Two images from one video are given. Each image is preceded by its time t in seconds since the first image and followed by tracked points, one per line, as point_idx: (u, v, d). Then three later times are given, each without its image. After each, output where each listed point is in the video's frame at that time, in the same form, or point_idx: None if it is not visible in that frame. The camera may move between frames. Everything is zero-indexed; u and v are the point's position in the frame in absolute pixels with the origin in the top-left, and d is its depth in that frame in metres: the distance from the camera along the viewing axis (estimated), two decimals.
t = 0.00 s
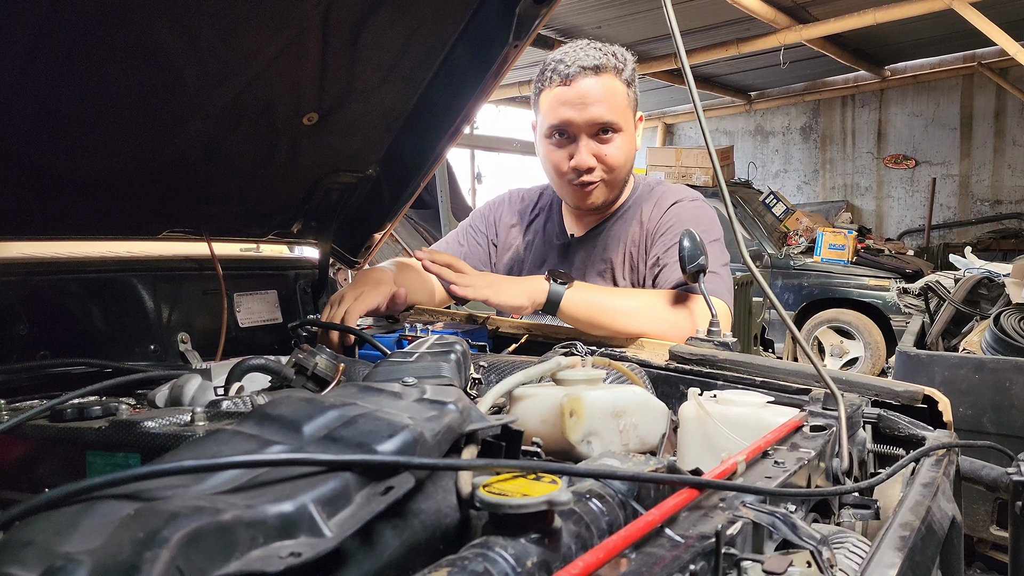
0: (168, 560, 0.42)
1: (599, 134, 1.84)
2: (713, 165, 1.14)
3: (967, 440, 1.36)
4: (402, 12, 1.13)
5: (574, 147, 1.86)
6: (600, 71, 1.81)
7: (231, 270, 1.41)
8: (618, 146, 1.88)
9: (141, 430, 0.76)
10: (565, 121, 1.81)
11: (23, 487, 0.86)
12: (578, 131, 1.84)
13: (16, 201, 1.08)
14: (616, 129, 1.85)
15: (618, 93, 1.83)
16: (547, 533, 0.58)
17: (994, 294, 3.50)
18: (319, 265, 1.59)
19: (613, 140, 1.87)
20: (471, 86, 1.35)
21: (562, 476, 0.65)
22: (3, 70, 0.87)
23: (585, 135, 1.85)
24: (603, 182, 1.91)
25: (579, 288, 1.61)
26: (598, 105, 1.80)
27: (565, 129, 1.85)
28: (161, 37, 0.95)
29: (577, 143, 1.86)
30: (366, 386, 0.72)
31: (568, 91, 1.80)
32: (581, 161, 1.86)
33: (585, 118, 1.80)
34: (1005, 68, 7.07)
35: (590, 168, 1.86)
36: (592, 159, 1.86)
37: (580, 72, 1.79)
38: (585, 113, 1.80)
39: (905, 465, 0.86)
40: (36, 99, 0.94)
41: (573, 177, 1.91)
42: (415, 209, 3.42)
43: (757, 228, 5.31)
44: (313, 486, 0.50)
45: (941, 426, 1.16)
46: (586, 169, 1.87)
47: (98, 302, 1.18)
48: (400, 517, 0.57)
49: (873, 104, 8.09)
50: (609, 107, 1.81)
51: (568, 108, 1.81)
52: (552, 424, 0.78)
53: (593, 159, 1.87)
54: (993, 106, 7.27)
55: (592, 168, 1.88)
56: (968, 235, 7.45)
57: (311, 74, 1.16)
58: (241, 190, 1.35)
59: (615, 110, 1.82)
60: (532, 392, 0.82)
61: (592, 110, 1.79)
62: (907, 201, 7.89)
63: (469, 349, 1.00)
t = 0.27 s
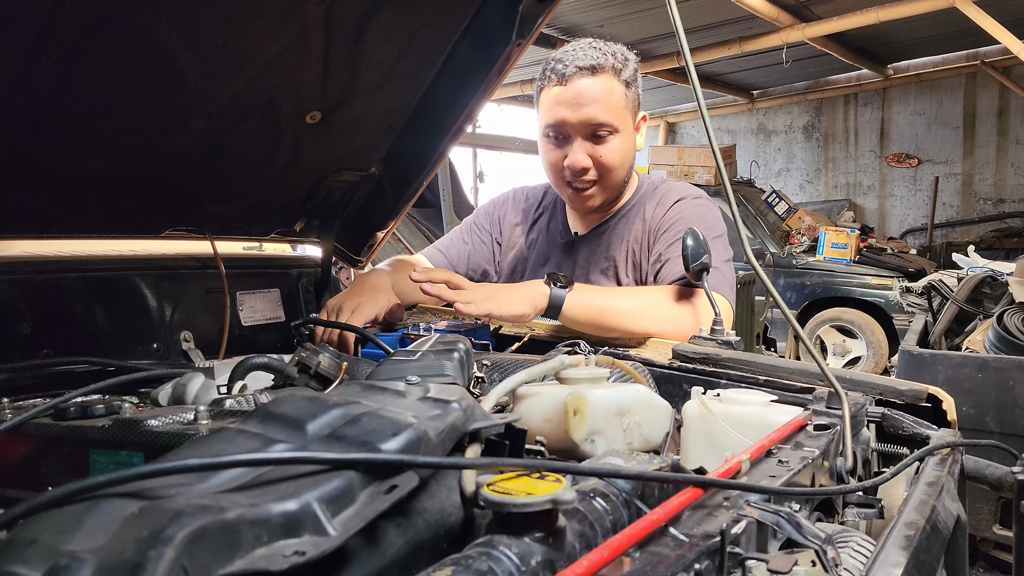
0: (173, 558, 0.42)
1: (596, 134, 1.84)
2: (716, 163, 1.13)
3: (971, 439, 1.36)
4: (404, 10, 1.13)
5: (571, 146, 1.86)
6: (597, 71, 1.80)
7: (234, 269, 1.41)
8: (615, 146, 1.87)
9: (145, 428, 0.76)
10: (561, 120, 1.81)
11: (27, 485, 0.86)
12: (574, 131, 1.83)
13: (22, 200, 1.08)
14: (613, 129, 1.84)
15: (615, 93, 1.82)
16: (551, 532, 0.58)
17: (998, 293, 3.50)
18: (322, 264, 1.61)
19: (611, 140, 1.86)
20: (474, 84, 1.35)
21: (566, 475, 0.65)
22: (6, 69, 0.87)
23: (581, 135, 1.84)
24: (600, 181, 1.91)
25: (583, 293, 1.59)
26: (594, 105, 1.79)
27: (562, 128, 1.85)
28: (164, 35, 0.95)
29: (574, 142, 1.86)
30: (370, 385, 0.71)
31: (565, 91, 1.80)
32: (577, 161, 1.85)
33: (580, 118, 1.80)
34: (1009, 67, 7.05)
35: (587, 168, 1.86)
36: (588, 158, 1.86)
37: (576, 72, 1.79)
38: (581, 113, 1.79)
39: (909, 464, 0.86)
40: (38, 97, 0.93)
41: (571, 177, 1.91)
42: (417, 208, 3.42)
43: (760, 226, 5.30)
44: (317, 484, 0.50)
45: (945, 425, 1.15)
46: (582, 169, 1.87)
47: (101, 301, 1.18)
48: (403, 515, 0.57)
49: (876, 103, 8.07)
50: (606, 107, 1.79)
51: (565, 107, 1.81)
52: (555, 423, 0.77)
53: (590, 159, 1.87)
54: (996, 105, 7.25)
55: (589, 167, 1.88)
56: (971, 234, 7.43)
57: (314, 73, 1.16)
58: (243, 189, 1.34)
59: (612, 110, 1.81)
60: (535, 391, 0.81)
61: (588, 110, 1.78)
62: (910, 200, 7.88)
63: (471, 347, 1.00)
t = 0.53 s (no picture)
0: (179, 557, 0.42)
1: (597, 130, 1.83)
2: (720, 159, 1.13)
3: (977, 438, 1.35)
4: (408, 9, 1.13)
5: (571, 143, 1.86)
6: (599, 67, 1.80)
7: (239, 267, 1.41)
8: (615, 143, 1.87)
9: (151, 427, 0.77)
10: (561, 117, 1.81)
11: (33, 483, 0.87)
12: (575, 127, 1.83)
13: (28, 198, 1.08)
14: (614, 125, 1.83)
15: (617, 89, 1.81)
16: (557, 531, 0.58)
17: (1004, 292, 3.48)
18: (327, 263, 1.58)
19: (611, 137, 1.86)
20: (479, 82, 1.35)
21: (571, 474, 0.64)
22: (13, 68, 0.87)
23: (582, 131, 1.84)
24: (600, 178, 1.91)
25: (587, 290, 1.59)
26: (595, 101, 1.78)
27: (563, 124, 1.85)
28: (169, 33, 0.95)
29: (574, 139, 1.86)
30: (375, 383, 0.72)
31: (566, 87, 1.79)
32: (578, 157, 1.86)
33: (581, 114, 1.79)
34: (1015, 64, 7.02)
35: (587, 164, 1.86)
36: (588, 155, 1.86)
37: (578, 68, 1.79)
38: (582, 109, 1.78)
39: (914, 463, 0.86)
40: (44, 96, 0.94)
41: (571, 173, 1.91)
42: (422, 207, 3.42)
43: (765, 225, 5.29)
44: (322, 483, 0.50)
45: (951, 424, 1.14)
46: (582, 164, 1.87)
47: (107, 300, 1.19)
48: (409, 514, 0.57)
49: (881, 101, 8.04)
50: (607, 104, 1.79)
51: (565, 104, 1.81)
52: (560, 422, 0.77)
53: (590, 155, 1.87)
54: (1002, 102, 7.22)
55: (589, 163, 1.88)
56: (976, 232, 7.40)
57: (318, 72, 1.16)
58: (248, 188, 1.35)
59: (613, 107, 1.80)
60: (540, 389, 0.81)
61: (589, 105, 1.77)
62: (915, 198, 7.85)
63: (476, 346, 1.01)
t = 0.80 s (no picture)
0: (193, 555, 0.41)
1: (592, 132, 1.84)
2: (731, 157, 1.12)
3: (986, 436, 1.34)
4: (415, 7, 1.13)
5: (567, 143, 1.88)
6: (593, 68, 1.81)
7: (247, 265, 1.41)
8: (611, 144, 1.87)
9: (161, 424, 0.77)
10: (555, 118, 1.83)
11: (43, 480, 0.87)
12: (571, 128, 1.85)
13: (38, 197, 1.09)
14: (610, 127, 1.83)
15: (612, 91, 1.81)
16: (567, 529, 0.58)
17: (1012, 290, 3.46)
18: (335, 260, 1.59)
19: (608, 139, 1.86)
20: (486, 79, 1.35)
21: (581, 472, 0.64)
22: (22, 67, 0.87)
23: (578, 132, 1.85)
24: (598, 178, 1.91)
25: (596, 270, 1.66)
26: (588, 103, 1.79)
27: (559, 125, 1.87)
28: (176, 31, 0.95)
29: (570, 139, 1.87)
30: (384, 381, 0.72)
31: (561, 89, 1.82)
32: (574, 158, 1.87)
33: (575, 115, 1.81)
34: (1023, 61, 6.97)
35: (582, 165, 1.88)
36: (583, 156, 1.87)
37: (573, 70, 1.80)
38: (575, 111, 1.80)
39: (924, 462, 0.86)
40: (54, 95, 0.94)
41: (569, 173, 1.93)
42: (428, 204, 3.43)
43: (770, 222, 5.28)
44: (334, 481, 0.50)
45: (961, 422, 1.13)
46: (578, 165, 1.88)
47: (117, 299, 1.19)
48: (419, 512, 0.57)
49: (888, 98, 8.00)
50: (601, 105, 1.79)
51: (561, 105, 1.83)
52: (569, 420, 0.77)
53: (586, 157, 1.88)
54: (1010, 99, 7.18)
55: (585, 165, 1.89)
56: (984, 229, 7.37)
57: (326, 70, 1.17)
58: (256, 186, 1.35)
59: (607, 108, 1.81)
60: (549, 388, 0.81)
61: (582, 108, 1.79)
62: (921, 195, 7.81)
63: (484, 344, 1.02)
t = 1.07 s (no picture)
0: (214, 555, 0.41)
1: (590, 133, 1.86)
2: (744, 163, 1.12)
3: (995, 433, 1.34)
4: (424, 3, 1.12)
5: (566, 144, 1.90)
6: (590, 70, 1.83)
7: (256, 262, 1.42)
8: (610, 145, 1.88)
9: (174, 422, 0.77)
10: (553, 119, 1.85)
11: (56, 477, 0.87)
12: (569, 129, 1.88)
13: (49, 195, 1.08)
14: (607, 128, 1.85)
15: (609, 92, 1.83)
16: (582, 529, 0.58)
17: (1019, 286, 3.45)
18: (343, 257, 1.59)
19: (607, 140, 1.87)
20: (494, 76, 1.34)
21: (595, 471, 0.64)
22: (32, 64, 0.87)
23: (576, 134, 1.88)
24: (598, 179, 1.93)
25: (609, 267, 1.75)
26: (584, 104, 1.82)
27: (558, 126, 1.90)
28: (187, 27, 0.95)
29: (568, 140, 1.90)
30: (397, 379, 0.72)
31: (559, 90, 1.85)
32: (572, 159, 1.89)
33: (572, 116, 1.83)
34: None
35: (581, 166, 1.90)
36: (582, 156, 1.89)
37: (570, 72, 1.84)
38: (572, 112, 1.84)
39: (936, 461, 0.86)
40: (64, 92, 0.94)
41: (571, 175, 1.95)
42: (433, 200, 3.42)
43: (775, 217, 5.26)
44: (351, 481, 0.50)
45: (972, 421, 1.12)
46: (577, 166, 1.90)
47: (126, 296, 1.19)
48: (435, 511, 0.57)
49: (894, 92, 7.96)
50: (597, 106, 1.82)
51: (559, 106, 1.86)
52: (582, 419, 0.76)
53: (585, 158, 1.89)
54: (1016, 94, 7.14)
55: (585, 165, 1.90)
56: (989, 225, 7.34)
57: (335, 67, 1.16)
58: (265, 183, 1.34)
59: (604, 109, 1.83)
60: (561, 386, 0.80)
61: (578, 109, 1.82)
62: (927, 190, 7.78)
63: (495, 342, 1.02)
